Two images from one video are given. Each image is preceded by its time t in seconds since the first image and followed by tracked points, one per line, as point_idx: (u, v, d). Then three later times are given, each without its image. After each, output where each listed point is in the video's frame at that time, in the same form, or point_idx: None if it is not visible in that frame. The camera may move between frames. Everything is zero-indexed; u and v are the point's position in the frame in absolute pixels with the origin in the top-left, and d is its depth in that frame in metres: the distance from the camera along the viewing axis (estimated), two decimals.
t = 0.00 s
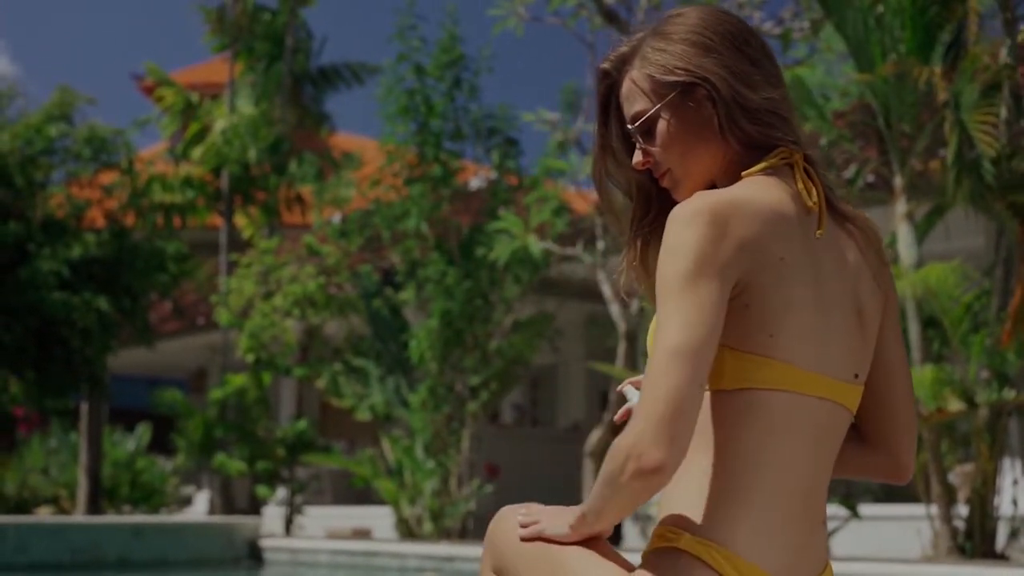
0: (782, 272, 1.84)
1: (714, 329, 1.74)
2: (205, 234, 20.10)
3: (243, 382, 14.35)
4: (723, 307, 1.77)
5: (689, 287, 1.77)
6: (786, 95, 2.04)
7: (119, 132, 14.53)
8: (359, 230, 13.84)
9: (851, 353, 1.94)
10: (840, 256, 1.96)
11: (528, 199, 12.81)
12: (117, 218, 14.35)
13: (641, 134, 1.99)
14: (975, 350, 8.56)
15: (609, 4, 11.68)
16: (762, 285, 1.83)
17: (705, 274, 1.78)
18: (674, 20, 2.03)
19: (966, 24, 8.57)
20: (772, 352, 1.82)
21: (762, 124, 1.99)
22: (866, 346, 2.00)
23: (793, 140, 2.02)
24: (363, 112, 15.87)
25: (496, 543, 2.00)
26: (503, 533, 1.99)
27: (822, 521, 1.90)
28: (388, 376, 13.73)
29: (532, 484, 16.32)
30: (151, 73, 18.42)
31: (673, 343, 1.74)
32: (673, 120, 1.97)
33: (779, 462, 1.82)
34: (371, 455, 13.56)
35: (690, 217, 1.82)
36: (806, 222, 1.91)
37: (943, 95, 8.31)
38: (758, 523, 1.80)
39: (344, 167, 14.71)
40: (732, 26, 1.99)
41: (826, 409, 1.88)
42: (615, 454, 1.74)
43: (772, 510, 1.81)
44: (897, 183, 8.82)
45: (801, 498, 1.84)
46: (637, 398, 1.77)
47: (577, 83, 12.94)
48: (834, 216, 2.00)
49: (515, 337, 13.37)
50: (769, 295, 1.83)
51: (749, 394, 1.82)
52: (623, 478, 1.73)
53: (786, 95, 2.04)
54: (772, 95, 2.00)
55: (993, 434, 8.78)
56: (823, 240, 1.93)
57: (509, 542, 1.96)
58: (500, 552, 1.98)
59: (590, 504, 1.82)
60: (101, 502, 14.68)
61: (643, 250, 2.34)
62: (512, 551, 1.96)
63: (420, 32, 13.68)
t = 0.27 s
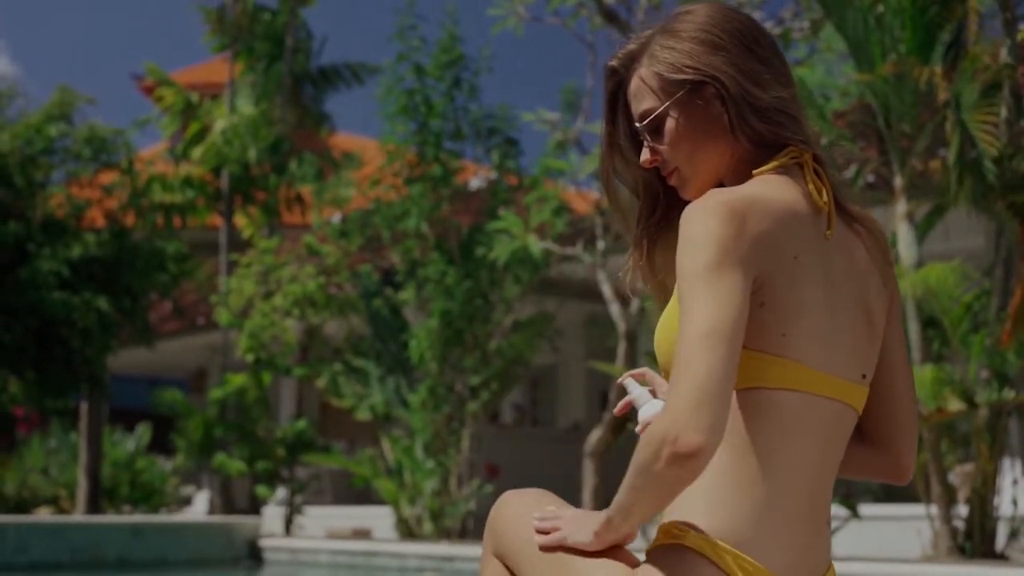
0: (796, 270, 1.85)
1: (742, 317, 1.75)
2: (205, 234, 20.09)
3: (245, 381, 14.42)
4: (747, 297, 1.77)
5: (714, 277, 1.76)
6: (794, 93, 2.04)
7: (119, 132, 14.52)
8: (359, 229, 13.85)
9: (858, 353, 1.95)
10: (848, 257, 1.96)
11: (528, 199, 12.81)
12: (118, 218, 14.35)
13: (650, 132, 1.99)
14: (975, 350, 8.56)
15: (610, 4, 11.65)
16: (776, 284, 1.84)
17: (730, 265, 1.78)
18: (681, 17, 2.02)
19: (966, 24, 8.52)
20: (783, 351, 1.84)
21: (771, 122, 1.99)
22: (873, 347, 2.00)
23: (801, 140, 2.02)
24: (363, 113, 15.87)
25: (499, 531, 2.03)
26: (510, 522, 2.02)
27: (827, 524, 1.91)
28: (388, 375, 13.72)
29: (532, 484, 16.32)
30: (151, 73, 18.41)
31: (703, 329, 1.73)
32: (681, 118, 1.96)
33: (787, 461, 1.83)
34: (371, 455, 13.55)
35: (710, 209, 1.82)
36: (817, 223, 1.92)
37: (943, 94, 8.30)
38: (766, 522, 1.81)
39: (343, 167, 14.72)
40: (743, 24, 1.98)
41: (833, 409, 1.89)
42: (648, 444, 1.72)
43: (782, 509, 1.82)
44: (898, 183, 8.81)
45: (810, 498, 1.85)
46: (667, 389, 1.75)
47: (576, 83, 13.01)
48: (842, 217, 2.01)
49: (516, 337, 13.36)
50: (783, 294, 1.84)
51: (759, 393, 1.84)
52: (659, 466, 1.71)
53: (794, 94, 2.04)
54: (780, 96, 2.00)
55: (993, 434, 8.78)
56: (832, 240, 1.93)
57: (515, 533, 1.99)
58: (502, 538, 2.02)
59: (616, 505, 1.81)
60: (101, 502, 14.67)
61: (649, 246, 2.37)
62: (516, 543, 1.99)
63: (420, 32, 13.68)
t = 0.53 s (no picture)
0: (805, 268, 1.86)
1: (755, 304, 1.76)
2: (205, 234, 20.10)
3: (243, 380, 14.44)
4: (759, 289, 1.78)
5: (727, 267, 1.78)
6: (799, 92, 2.04)
7: (119, 131, 14.51)
8: (359, 229, 13.85)
9: (864, 353, 1.96)
10: (854, 256, 1.97)
11: (528, 199, 12.82)
12: (117, 218, 14.34)
13: (654, 130, 1.99)
14: (974, 350, 8.55)
15: (609, 4, 11.65)
16: (785, 281, 1.85)
17: (742, 257, 1.79)
18: (686, 15, 2.02)
19: (965, 23, 8.57)
20: (791, 349, 1.85)
21: (776, 121, 1.99)
22: (878, 346, 2.01)
23: (807, 138, 2.02)
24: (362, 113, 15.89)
25: (502, 521, 2.03)
26: (516, 517, 2.01)
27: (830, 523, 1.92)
28: (388, 375, 13.73)
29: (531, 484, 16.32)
30: (151, 73, 18.41)
31: (717, 314, 1.74)
32: (686, 117, 1.97)
33: (795, 460, 1.84)
34: (371, 455, 13.54)
35: (721, 205, 1.83)
36: (824, 222, 1.93)
37: (943, 94, 8.30)
38: (772, 522, 1.82)
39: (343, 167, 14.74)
40: (749, 22, 1.98)
41: (840, 407, 1.90)
42: (663, 426, 1.70)
43: (789, 507, 1.83)
44: (897, 183, 8.82)
45: (815, 497, 1.86)
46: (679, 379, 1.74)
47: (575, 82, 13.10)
48: (848, 216, 2.02)
49: (515, 336, 13.37)
50: (792, 292, 1.85)
51: (766, 392, 1.84)
52: (674, 448, 1.68)
53: (799, 92, 2.04)
54: (786, 94, 2.00)
55: (993, 434, 8.79)
56: (838, 240, 1.94)
57: (519, 527, 1.99)
58: (505, 527, 2.02)
59: (626, 506, 1.78)
60: (100, 502, 14.66)
61: (652, 245, 2.38)
62: (521, 531, 1.99)
63: (419, 32, 13.69)
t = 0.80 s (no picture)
0: (807, 264, 1.86)
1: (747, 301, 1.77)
2: (204, 234, 20.10)
3: (243, 380, 14.48)
4: (755, 289, 1.79)
5: (723, 263, 1.78)
6: (804, 90, 2.04)
7: (118, 131, 14.50)
8: (358, 229, 13.87)
9: (866, 351, 1.96)
10: (858, 255, 1.98)
11: (527, 199, 12.83)
12: (116, 218, 14.34)
13: (658, 126, 1.99)
14: (972, 350, 8.52)
15: (608, 4, 11.63)
16: (789, 278, 1.85)
17: (739, 258, 1.79)
18: (690, 11, 2.02)
19: (963, 24, 8.69)
20: (794, 348, 1.85)
21: (781, 119, 2.00)
22: (879, 345, 2.02)
23: (810, 137, 2.03)
24: (361, 113, 15.89)
25: (501, 504, 2.00)
26: (516, 503, 1.97)
27: (831, 522, 1.92)
28: (387, 375, 13.73)
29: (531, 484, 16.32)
30: (150, 73, 18.41)
31: (709, 311, 1.75)
32: (691, 113, 1.97)
33: (798, 457, 1.84)
34: (370, 455, 13.54)
35: (722, 202, 1.83)
36: (827, 221, 1.93)
37: (942, 93, 8.31)
38: (773, 520, 1.82)
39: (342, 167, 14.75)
40: (753, 19, 1.99)
41: (843, 405, 1.90)
42: (649, 424, 1.73)
43: (790, 504, 1.83)
44: (896, 182, 8.82)
45: (817, 495, 1.86)
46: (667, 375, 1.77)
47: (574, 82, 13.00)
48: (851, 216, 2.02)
49: (514, 336, 13.38)
50: (796, 288, 1.85)
51: (771, 390, 1.84)
52: (658, 447, 1.71)
53: (804, 91, 2.04)
54: (790, 92, 2.01)
55: (991, 434, 8.80)
56: (841, 239, 1.95)
57: (520, 513, 1.96)
58: (504, 513, 1.99)
59: (619, 497, 1.82)
60: (99, 502, 14.66)
61: (653, 242, 2.37)
62: (520, 517, 1.96)
63: (418, 32, 13.70)
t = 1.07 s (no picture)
0: (809, 263, 1.86)
1: (740, 317, 1.76)
2: (202, 233, 20.10)
3: (241, 379, 14.27)
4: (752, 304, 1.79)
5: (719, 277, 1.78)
6: (807, 87, 2.05)
7: (116, 130, 14.49)
8: (357, 228, 13.88)
9: (867, 349, 1.96)
10: (860, 253, 1.98)
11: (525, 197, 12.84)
12: (115, 217, 14.34)
13: (660, 122, 1.99)
14: (971, 347, 8.55)
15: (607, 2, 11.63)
16: (790, 277, 1.85)
17: (735, 272, 1.79)
18: (693, 8, 2.03)
19: (961, 22, 8.73)
20: (794, 346, 1.85)
21: (784, 115, 2.00)
22: (880, 343, 2.02)
23: (813, 134, 2.03)
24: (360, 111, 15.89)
25: (498, 489, 2.00)
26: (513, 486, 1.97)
27: (831, 520, 1.92)
28: (385, 374, 13.74)
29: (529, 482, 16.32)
30: (149, 71, 18.41)
31: (704, 330, 1.76)
32: (693, 109, 1.98)
33: (799, 455, 1.85)
34: (368, 453, 13.54)
35: (723, 204, 1.82)
36: (829, 217, 1.93)
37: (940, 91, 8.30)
38: (771, 516, 1.83)
39: (341, 166, 14.76)
40: (755, 15, 1.99)
41: (845, 402, 1.90)
42: (640, 441, 1.77)
43: (790, 504, 1.83)
44: (894, 180, 8.83)
45: (819, 493, 1.86)
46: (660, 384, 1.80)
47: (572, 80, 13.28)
48: (854, 213, 2.02)
49: (513, 335, 13.40)
50: (796, 287, 1.85)
51: (774, 388, 1.84)
52: (648, 465, 1.77)
53: (807, 88, 2.05)
54: (793, 88, 2.01)
55: (990, 432, 8.81)
56: (843, 236, 1.95)
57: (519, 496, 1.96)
58: (502, 498, 1.99)
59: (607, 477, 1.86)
60: (97, 500, 14.67)
61: (656, 238, 2.37)
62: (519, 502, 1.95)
63: (416, 31, 13.71)
